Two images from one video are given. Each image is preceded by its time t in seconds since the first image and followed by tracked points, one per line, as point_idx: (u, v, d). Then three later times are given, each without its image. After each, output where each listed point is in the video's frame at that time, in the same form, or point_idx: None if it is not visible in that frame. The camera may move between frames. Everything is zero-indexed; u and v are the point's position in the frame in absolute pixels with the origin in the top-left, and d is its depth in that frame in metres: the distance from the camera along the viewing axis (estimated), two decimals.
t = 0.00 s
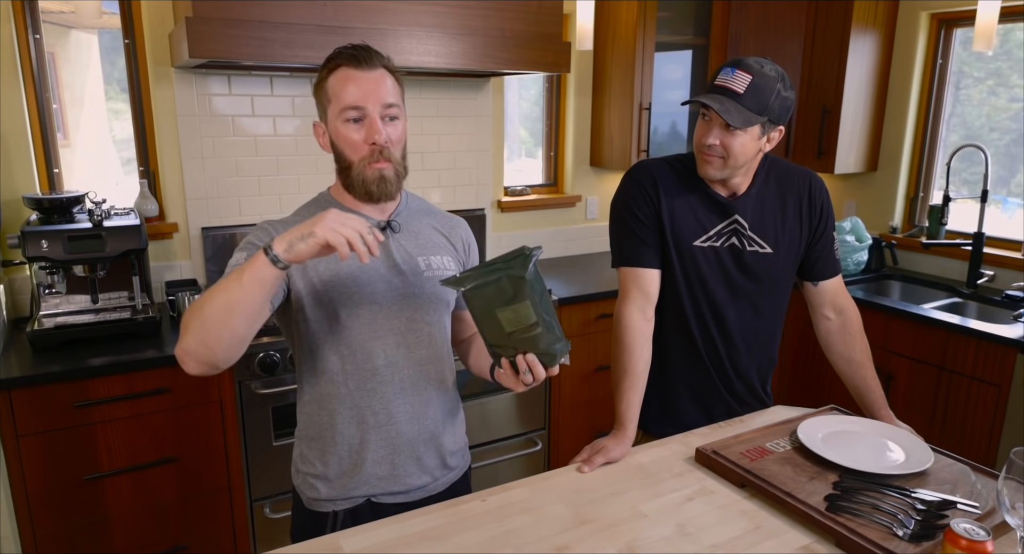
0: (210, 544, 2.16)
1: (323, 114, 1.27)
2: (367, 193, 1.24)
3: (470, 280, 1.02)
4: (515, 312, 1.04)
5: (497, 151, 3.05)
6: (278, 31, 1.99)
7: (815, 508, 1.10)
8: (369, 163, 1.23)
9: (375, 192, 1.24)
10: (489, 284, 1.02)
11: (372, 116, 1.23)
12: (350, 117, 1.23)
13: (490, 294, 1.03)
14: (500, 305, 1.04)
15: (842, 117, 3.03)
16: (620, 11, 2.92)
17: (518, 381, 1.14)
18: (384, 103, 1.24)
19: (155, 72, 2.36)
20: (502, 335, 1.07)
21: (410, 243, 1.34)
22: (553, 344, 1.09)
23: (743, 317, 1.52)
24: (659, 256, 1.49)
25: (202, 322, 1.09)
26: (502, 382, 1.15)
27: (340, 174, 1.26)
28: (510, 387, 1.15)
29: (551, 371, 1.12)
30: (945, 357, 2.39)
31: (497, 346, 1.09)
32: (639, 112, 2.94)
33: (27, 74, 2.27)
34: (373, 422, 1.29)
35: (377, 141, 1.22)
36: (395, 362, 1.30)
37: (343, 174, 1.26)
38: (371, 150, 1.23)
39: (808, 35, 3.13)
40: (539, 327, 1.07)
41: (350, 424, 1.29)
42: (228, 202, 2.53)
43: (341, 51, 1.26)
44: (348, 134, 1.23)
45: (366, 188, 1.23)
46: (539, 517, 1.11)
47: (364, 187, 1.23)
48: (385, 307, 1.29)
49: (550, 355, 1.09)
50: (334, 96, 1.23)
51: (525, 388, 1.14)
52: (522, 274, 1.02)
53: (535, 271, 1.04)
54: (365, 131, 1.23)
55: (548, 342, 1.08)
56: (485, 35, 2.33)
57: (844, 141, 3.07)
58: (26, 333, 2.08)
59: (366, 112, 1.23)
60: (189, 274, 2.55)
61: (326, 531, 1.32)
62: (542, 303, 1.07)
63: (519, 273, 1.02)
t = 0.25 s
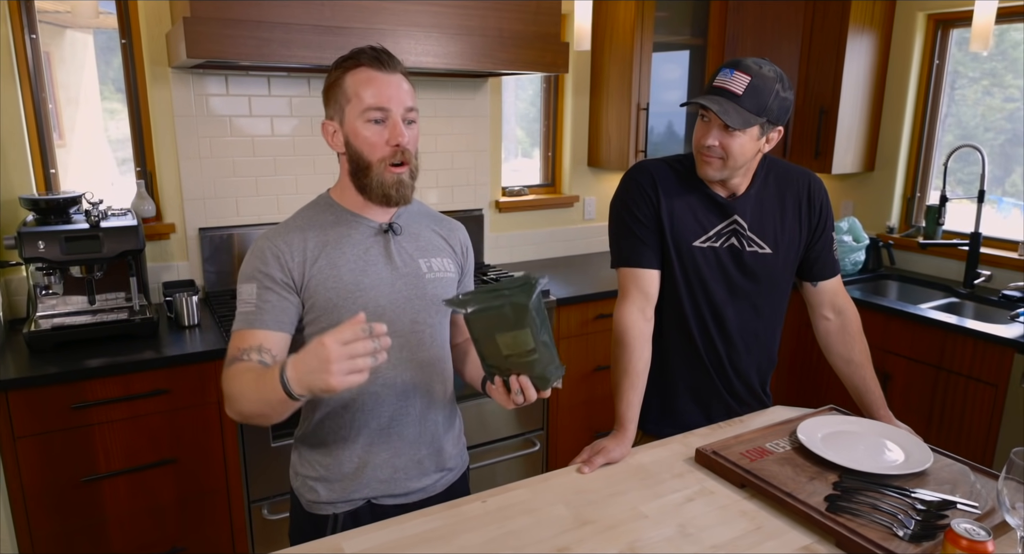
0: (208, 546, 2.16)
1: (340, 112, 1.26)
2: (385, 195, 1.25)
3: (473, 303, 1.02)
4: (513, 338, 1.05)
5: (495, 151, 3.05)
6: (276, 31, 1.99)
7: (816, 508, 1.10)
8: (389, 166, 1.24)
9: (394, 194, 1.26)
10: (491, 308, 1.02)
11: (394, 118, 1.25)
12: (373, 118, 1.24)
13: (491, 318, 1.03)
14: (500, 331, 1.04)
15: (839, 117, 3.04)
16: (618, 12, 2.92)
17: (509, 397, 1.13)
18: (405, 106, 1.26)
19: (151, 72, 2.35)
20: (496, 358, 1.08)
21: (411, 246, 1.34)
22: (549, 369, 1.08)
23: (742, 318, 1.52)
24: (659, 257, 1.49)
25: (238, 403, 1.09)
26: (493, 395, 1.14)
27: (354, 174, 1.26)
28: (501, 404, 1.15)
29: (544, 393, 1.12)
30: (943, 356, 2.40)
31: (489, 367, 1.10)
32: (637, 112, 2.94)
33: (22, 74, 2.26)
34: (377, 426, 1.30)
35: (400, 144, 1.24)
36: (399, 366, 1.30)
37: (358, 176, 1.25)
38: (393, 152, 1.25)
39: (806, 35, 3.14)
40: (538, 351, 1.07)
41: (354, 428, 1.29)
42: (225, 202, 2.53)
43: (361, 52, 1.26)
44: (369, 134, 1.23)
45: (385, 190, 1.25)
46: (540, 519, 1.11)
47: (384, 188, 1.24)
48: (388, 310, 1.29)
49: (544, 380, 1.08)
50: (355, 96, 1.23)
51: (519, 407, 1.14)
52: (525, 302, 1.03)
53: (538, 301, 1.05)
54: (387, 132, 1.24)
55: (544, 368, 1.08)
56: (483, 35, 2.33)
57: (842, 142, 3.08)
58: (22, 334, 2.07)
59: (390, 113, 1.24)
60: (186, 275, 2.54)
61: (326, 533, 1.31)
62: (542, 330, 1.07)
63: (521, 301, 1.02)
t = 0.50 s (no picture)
0: (205, 547, 2.15)
1: (346, 112, 1.25)
2: (393, 197, 1.25)
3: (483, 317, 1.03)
4: (518, 352, 1.05)
5: (493, 151, 3.05)
6: (274, 30, 1.98)
7: (817, 508, 1.10)
8: (398, 167, 1.24)
9: (402, 196, 1.26)
10: (500, 323, 1.03)
11: (404, 120, 1.25)
12: (382, 119, 1.23)
13: (498, 331, 1.04)
14: (506, 345, 1.04)
15: (837, 117, 3.04)
16: (616, 11, 2.92)
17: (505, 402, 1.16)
18: (413, 109, 1.26)
19: (149, 72, 2.34)
20: (498, 369, 1.08)
21: (410, 246, 1.34)
22: (547, 378, 1.09)
23: (743, 317, 1.52)
24: (659, 257, 1.49)
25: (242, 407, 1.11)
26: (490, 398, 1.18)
27: (361, 174, 1.25)
28: (498, 404, 1.17)
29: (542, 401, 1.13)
30: (941, 355, 2.40)
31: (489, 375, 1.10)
32: (635, 112, 2.94)
33: (18, 74, 2.25)
34: (378, 426, 1.30)
35: (409, 146, 1.25)
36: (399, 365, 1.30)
37: (364, 177, 1.24)
38: (401, 154, 1.25)
39: (803, 34, 3.14)
40: (540, 364, 1.07)
41: (356, 429, 1.29)
42: (222, 202, 2.52)
43: (368, 51, 1.26)
44: (378, 136, 1.23)
45: (394, 191, 1.24)
46: (540, 519, 1.11)
47: (392, 190, 1.24)
48: (389, 310, 1.28)
49: (541, 389, 1.09)
50: (364, 96, 1.23)
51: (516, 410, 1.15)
52: (534, 319, 1.03)
53: (546, 317, 1.05)
54: (395, 134, 1.24)
55: (544, 379, 1.08)
56: (481, 34, 2.32)
57: (839, 141, 3.08)
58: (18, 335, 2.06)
59: (398, 115, 1.24)
60: (184, 275, 2.54)
61: (328, 533, 1.30)
62: (547, 344, 1.07)
63: (531, 317, 1.03)
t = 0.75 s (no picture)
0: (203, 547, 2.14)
1: (351, 113, 1.24)
2: (397, 200, 1.25)
3: (489, 312, 1.03)
4: (522, 349, 1.05)
5: (490, 151, 3.05)
6: (271, 29, 1.98)
7: (817, 507, 1.10)
8: (402, 172, 1.25)
9: (406, 201, 1.26)
10: (507, 320, 1.03)
11: (410, 125, 1.26)
12: (390, 123, 1.24)
13: (504, 328, 1.04)
14: (511, 341, 1.05)
15: (833, 117, 3.05)
16: (613, 11, 2.92)
17: (507, 401, 1.16)
18: (419, 114, 1.27)
19: (146, 72, 2.33)
20: (502, 367, 1.07)
21: (409, 245, 1.34)
22: (550, 378, 1.08)
23: (742, 317, 1.52)
24: (659, 257, 1.49)
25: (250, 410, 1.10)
26: (492, 399, 1.18)
27: (365, 176, 1.24)
28: (500, 405, 1.17)
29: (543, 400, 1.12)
30: (938, 354, 2.41)
31: (491, 373, 1.09)
32: (632, 112, 2.94)
33: (14, 73, 2.24)
34: (380, 426, 1.29)
35: (415, 151, 1.26)
36: (400, 364, 1.30)
37: (368, 179, 1.24)
38: (407, 158, 1.26)
39: (800, 34, 3.15)
40: (544, 362, 1.07)
41: (359, 428, 1.29)
42: (220, 202, 2.51)
43: (375, 54, 1.26)
44: (384, 139, 1.24)
45: (399, 195, 1.25)
46: (541, 518, 1.11)
47: (398, 193, 1.25)
48: (389, 309, 1.28)
49: (544, 387, 1.08)
50: (372, 99, 1.22)
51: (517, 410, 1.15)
52: (540, 315, 1.03)
53: (551, 315, 1.05)
54: (402, 138, 1.25)
55: (547, 377, 1.08)
56: (479, 33, 2.32)
57: (836, 141, 3.09)
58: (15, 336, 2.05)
59: (405, 120, 1.25)
60: (181, 275, 2.53)
61: (331, 533, 1.30)
62: (551, 343, 1.07)
63: (537, 314, 1.03)
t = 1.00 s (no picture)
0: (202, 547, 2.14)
1: (353, 114, 1.24)
2: (398, 201, 1.25)
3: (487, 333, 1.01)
4: (519, 368, 1.04)
5: (488, 151, 3.05)
6: (270, 28, 1.97)
7: (817, 505, 1.10)
8: (404, 173, 1.25)
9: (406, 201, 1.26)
10: (504, 340, 1.02)
11: (412, 126, 1.26)
12: (392, 125, 1.24)
13: (500, 347, 1.03)
14: (508, 361, 1.04)
15: (830, 116, 3.06)
16: (610, 11, 2.92)
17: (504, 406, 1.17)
18: (421, 117, 1.28)
19: (143, 71, 2.33)
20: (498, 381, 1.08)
21: (407, 245, 1.34)
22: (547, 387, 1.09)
23: (742, 316, 1.53)
24: (658, 257, 1.49)
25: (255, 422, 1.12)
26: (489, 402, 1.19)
27: (367, 177, 1.24)
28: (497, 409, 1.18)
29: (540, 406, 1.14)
30: (935, 353, 2.42)
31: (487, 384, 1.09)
32: (630, 112, 2.94)
33: (11, 72, 2.23)
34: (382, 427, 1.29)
35: (416, 153, 1.26)
36: (401, 364, 1.30)
37: (369, 180, 1.24)
38: (408, 160, 1.26)
39: (797, 34, 3.15)
40: (540, 376, 1.07)
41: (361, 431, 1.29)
42: (218, 202, 2.51)
43: (378, 55, 1.25)
44: (387, 140, 1.23)
45: (399, 196, 1.24)
46: (542, 517, 1.11)
47: (397, 194, 1.24)
48: (389, 311, 1.28)
49: (541, 396, 1.09)
50: (376, 100, 1.22)
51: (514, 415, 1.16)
52: (536, 336, 1.02)
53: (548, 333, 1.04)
54: (404, 140, 1.25)
55: (543, 387, 1.08)
56: (477, 33, 2.32)
57: (833, 141, 3.09)
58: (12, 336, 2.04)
59: (408, 122, 1.25)
60: (179, 275, 2.52)
61: (332, 533, 1.31)
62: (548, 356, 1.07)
63: (534, 335, 1.02)
